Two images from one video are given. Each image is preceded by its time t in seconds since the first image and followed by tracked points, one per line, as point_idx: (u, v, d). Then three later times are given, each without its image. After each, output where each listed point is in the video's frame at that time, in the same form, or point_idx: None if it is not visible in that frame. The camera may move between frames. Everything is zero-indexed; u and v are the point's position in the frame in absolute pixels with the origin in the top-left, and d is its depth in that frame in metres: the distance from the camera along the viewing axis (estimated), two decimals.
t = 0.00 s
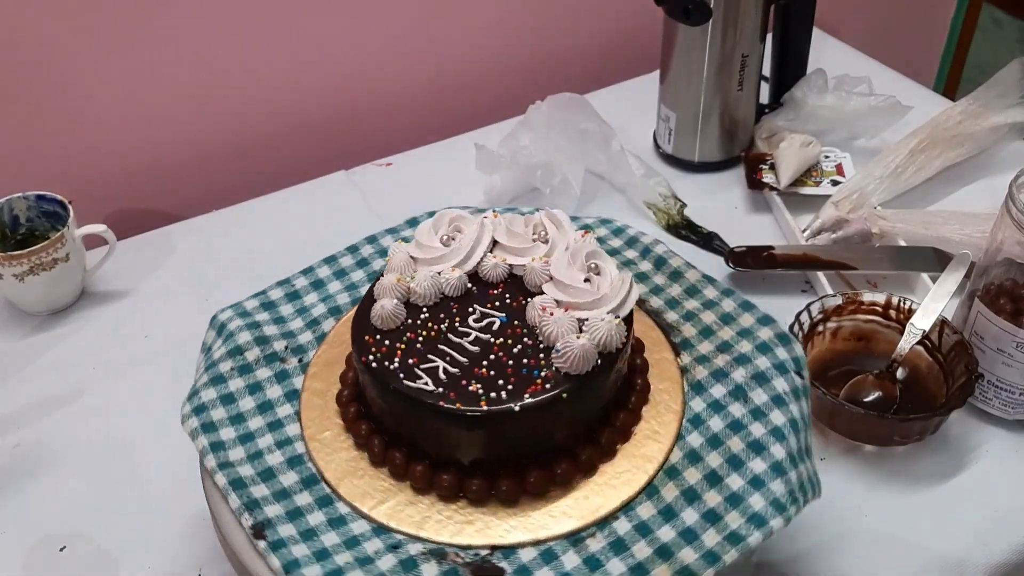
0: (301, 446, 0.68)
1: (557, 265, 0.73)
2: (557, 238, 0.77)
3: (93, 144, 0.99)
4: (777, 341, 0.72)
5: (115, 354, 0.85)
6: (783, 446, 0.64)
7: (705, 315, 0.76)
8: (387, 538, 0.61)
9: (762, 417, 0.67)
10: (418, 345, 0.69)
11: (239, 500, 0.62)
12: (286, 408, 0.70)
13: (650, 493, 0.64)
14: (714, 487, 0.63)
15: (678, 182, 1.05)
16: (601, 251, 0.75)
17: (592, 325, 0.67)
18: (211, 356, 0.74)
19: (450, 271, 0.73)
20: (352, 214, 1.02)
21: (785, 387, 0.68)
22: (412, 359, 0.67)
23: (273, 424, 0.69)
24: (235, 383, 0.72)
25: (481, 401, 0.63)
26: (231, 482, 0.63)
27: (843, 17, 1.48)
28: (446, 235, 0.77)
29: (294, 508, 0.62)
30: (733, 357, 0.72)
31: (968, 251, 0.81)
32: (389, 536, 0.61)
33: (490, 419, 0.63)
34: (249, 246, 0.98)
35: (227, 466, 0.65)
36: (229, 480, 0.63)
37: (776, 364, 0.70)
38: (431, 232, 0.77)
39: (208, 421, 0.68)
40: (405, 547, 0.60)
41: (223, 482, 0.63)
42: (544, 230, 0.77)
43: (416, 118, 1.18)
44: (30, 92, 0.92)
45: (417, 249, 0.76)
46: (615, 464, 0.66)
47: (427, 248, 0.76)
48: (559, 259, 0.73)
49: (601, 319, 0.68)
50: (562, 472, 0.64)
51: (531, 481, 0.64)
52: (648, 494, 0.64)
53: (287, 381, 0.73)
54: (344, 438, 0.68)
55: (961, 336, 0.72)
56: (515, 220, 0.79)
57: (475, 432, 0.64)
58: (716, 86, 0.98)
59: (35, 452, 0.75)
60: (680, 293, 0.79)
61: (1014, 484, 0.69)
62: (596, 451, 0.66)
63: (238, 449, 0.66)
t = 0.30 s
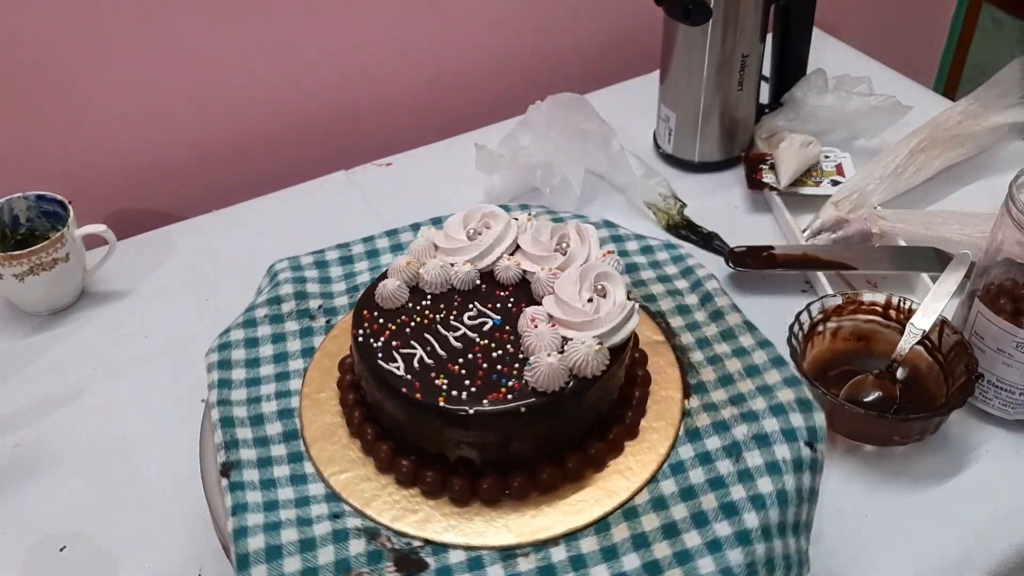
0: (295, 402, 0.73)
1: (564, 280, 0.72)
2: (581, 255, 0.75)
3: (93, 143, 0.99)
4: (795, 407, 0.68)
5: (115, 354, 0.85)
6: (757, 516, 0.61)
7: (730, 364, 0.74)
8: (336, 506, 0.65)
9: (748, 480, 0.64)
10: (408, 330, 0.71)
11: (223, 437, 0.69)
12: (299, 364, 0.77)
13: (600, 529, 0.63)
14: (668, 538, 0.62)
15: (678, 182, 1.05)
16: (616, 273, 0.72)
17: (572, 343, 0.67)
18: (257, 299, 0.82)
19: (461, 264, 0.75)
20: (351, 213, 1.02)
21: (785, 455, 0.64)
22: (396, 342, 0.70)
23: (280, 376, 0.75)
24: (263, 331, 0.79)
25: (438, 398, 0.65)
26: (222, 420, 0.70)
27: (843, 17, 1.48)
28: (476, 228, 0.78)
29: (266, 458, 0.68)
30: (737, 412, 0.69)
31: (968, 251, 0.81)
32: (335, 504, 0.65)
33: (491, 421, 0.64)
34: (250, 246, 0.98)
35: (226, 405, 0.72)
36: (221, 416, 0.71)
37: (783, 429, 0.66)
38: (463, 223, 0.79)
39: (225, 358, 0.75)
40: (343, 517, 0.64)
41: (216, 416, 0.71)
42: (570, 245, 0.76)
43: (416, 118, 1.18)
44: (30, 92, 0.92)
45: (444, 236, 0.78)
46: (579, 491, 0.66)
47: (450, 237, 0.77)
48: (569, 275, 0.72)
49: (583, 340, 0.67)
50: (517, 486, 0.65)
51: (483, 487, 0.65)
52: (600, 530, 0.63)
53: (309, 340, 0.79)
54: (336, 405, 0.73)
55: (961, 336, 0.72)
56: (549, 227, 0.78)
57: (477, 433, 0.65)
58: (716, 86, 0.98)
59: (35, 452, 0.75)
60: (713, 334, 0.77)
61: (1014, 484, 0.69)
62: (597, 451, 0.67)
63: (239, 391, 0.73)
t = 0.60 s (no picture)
0: (306, 360, 0.78)
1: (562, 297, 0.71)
2: (594, 274, 0.74)
3: (94, 144, 0.99)
4: (787, 475, 0.64)
5: (115, 354, 0.85)
6: None
7: (735, 416, 0.71)
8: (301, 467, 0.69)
9: (710, 537, 0.62)
10: (405, 312, 0.73)
11: (234, 376, 0.75)
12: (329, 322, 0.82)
13: (538, 549, 0.63)
14: None
15: (678, 182, 1.05)
16: (621, 298, 0.71)
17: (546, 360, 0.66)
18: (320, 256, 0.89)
19: (475, 261, 0.76)
20: (352, 213, 1.02)
21: (756, 523, 0.62)
22: (389, 322, 0.72)
23: (304, 333, 0.81)
24: (306, 287, 0.85)
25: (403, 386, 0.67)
26: (240, 362, 0.77)
27: (843, 17, 1.48)
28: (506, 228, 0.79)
29: (258, 407, 0.74)
30: (721, 466, 0.67)
31: (968, 251, 0.81)
32: (302, 465, 0.69)
33: (485, 421, 0.65)
34: (250, 246, 0.98)
35: (247, 346, 0.78)
36: (237, 359, 0.77)
37: (763, 497, 0.64)
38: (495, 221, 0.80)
39: (263, 306, 0.82)
40: (305, 478, 0.68)
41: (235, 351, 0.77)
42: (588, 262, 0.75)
43: (416, 118, 1.18)
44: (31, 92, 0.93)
45: (471, 230, 0.79)
46: (535, 508, 0.66)
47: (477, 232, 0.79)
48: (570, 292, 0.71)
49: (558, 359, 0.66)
50: (470, 488, 0.66)
51: (438, 480, 0.67)
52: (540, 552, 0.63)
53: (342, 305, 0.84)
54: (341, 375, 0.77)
55: (961, 336, 0.72)
56: (575, 240, 0.78)
57: (460, 431, 0.66)
58: (716, 87, 0.98)
59: (35, 452, 0.75)
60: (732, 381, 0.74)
61: (1014, 484, 0.69)
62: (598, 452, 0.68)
63: (263, 338, 0.80)
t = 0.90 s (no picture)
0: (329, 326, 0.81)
1: (551, 310, 0.69)
2: (598, 293, 0.72)
3: (93, 143, 0.99)
4: (750, 541, 0.61)
5: (115, 354, 0.85)
6: None
7: (720, 467, 0.67)
8: (286, 425, 0.72)
9: None
10: (407, 297, 0.74)
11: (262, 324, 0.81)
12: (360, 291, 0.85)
13: (473, 555, 0.62)
14: None
15: (678, 182, 1.05)
16: (614, 324, 0.69)
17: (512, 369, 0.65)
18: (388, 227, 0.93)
19: (487, 260, 0.75)
20: (351, 213, 1.02)
21: None
22: (391, 304, 0.74)
23: (335, 301, 0.84)
24: (354, 259, 0.89)
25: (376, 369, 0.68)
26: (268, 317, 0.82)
27: (843, 17, 1.48)
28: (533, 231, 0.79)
29: (267, 360, 0.78)
30: (685, 517, 0.64)
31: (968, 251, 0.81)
32: (288, 425, 0.72)
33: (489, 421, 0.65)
34: (249, 246, 0.98)
35: (283, 301, 0.84)
36: (269, 311, 0.82)
37: (717, 558, 0.60)
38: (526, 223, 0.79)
39: (310, 267, 0.87)
40: (285, 436, 0.71)
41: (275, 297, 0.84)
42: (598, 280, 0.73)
43: (416, 118, 1.18)
44: (30, 92, 0.92)
45: (499, 228, 0.79)
46: (484, 516, 0.65)
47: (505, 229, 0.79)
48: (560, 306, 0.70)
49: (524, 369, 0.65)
50: (428, 480, 0.66)
51: (400, 466, 0.67)
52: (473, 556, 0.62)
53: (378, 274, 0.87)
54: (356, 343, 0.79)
55: (961, 336, 0.72)
56: (594, 257, 0.75)
57: (439, 426, 0.66)
58: (716, 87, 0.98)
59: (35, 452, 0.75)
60: (734, 433, 0.70)
61: (1015, 484, 0.68)
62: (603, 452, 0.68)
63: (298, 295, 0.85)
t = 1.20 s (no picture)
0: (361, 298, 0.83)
1: (538, 323, 0.68)
2: (593, 312, 0.69)
3: (93, 143, 0.99)
4: None
5: (115, 354, 0.85)
6: None
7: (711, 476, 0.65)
8: (289, 384, 0.74)
9: None
10: (416, 284, 0.75)
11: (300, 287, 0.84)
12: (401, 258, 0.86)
13: (414, 546, 0.62)
14: None
15: (678, 182, 1.05)
16: (597, 348, 0.66)
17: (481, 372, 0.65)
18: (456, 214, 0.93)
19: (498, 260, 0.75)
20: (351, 212, 1.02)
21: None
22: (399, 288, 0.75)
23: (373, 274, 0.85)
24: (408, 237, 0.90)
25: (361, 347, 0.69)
26: (310, 283, 0.84)
27: (843, 18, 1.48)
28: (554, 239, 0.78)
29: (293, 320, 0.80)
30: (631, 557, 0.60)
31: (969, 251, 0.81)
32: (292, 386, 0.74)
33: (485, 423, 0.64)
34: (249, 246, 0.98)
35: (329, 268, 0.86)
36: (310, 276, 0.85)
37: None
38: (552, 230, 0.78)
39: (362, 240, 0.89)
40: (283, 395, 0.73)
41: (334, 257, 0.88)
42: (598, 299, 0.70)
43: (416, 119, 1.18)
44: (30, 92, 0.92)
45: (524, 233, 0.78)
46: (438, 514, 0.64)
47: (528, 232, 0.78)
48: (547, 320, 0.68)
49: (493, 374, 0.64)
50: (394, 464, 0.67)
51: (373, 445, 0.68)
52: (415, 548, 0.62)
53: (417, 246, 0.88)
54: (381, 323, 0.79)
55: (961, 336, 0.72)
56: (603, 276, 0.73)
57: (416, 415, 0.66)
58: (716, 87, 0.98)
59: (35, 452, 0.75)
60: (714, 482, 0.64)
61: (1015, 484, 0.68)
62: (605, 449, 0.67)
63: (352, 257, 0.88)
